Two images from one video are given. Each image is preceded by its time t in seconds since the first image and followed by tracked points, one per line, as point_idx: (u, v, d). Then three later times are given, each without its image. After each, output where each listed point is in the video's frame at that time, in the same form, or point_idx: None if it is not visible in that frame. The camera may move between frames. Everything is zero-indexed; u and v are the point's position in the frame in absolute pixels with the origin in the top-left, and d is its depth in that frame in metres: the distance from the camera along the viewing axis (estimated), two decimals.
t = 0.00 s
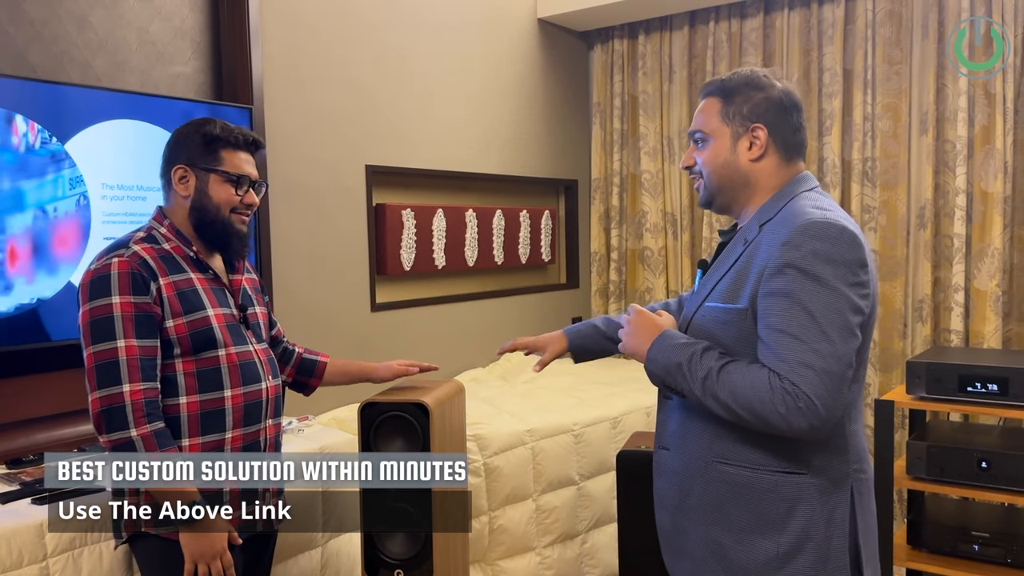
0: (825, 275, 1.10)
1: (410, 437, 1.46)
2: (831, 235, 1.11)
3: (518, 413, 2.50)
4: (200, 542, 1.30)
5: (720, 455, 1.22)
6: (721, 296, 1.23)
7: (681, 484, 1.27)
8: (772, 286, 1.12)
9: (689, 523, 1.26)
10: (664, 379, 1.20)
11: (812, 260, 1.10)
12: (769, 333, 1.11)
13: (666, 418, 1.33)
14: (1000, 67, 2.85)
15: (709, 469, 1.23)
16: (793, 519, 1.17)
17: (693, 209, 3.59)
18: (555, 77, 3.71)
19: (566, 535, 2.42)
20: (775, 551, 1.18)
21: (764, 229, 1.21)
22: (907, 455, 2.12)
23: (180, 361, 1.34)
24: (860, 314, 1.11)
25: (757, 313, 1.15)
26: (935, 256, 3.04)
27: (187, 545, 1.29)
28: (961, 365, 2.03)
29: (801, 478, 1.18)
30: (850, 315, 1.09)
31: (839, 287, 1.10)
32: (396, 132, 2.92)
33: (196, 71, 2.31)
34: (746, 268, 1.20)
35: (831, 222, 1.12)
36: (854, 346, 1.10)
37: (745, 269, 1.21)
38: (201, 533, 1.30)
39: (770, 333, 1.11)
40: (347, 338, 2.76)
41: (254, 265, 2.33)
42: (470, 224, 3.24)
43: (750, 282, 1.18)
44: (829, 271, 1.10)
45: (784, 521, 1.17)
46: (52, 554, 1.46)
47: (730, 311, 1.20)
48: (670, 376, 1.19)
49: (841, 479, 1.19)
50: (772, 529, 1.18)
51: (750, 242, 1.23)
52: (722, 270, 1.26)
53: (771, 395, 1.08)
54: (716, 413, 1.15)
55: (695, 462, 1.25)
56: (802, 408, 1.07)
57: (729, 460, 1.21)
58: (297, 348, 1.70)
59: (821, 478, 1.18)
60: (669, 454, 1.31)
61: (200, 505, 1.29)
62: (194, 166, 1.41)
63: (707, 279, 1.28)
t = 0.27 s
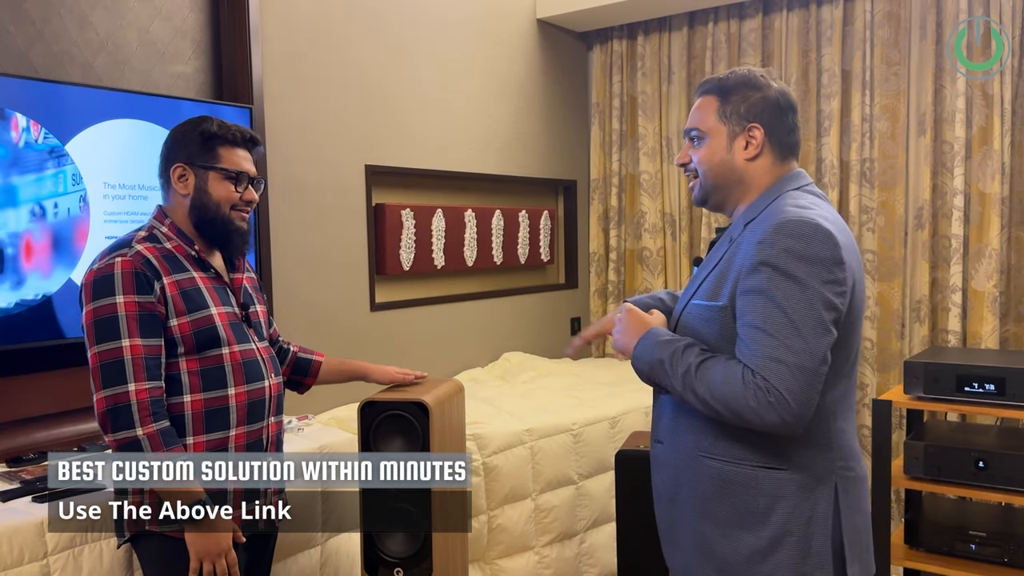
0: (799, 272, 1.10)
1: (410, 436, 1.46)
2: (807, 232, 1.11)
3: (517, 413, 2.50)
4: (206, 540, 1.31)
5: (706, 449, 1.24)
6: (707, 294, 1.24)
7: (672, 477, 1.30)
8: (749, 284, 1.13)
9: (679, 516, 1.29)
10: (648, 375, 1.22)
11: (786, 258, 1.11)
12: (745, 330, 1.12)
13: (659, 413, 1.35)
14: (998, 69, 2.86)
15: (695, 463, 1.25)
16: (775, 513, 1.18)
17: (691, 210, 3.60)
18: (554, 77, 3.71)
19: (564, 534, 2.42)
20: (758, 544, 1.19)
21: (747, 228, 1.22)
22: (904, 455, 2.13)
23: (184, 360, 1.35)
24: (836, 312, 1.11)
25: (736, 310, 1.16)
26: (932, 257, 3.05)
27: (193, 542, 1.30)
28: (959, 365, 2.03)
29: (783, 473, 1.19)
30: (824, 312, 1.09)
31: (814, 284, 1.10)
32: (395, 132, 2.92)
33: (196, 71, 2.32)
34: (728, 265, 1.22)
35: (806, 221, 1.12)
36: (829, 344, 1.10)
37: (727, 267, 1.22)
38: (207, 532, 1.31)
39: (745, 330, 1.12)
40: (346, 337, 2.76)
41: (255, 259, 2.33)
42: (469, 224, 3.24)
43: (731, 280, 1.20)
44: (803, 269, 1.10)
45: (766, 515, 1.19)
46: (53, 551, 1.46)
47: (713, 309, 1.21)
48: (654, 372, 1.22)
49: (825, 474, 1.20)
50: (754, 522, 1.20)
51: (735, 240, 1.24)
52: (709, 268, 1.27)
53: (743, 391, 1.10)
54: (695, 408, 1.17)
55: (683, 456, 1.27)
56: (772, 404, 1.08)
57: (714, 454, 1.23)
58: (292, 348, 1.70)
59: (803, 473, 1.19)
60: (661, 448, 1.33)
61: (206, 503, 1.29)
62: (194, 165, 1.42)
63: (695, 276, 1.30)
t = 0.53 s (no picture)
0: (780, 274, 1.10)
1: (409, 435, 1.46)
2: (789, 234, 1.12)
3: (516, 413, 2.51)
4: (205, 539, 1.31)
5: (695, 449, 1.25)
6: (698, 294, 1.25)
7: (663, 476, 1.31)
8: (731, 285, 1.14)
9: (669, 514, 1.30)
10: (637, 375, 1.24)
11: (768, 260, 1.11)
12: (726, 331, 1.13)
13: (653, 412, 1.36)
14: (996, 71, 2.87)
15: (685, 462, 1.26)
16: (761, 513, 1.19)
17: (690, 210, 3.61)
18: (554, 78, 3.72)
19: (563, 533, 2.43)
20: (745, 543, 1.20)
21: (734, 229, 1.23)
22: (903, 455, 2.13)
23: (184, 359, 1.35)
24: (817, 313, 1.11)
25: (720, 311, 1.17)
26: (931, 257, 3.05)
27: (192, 541, 1.31)
28: (957, 365, 2.04)
29: (770, 473, 1.19)
30: (805, 313, 1.10)
31: (794, 286, 1.10)
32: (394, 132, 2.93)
33: (196, 70, 2.32)
34: (716, 266, 1.22)
35: (788, 223, 1.12)
36: (810, 345, 1.10)
37: (714, 268, 1.23)
38: (206, 531, 1.31)
39: (727, 331, 1.13)
40: (346, 337, 2.77)
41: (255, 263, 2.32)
42: (469, 224, 3.25)
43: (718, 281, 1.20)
44: (784, 271, 1.11)
45: (753, 514, 1.20)
46: (53, 550, 1.47)
47: (699, 309, 1.22)
48: (642, 372, 1.23)
49: (812, 475, 1.20)
50: (742, 521, 1.20)
51: (723, 241, 1.24)
52: (699, 268, 1.28)
53: (723, 391, 1.11)
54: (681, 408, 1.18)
55: (673, 454, 1.28)
56: (751, 404, 1.09)
57: (703, 453, 1.24)
58: (292, 348, 1.70)
59: (789, 473, 1.19)
60: (654, 446, 1.34)
61: (205, 501, 1.29)
62: (195, 164, 1.42)
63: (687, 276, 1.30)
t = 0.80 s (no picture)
0: (777, 276, 1.11)
1: (409, 434, 1.47)
2: (786, 236, 1.12)
3: (516, 412, 2.51)
4: (201, 539, 1.31)
5: (692, 448, 1.25)
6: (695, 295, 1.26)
7: (661, 475, 1.31)
8: (729, 287, 1.15)
9: (667, 513, 1.30)
10: (635, 376, 1.25)
11: (765, 262, 1.12)
12: (724, 333, 1.14)
13: (651, 412, 1.37)
14: (995, 72, 2.88)
15: (682, 461, 1.27)
16: (757, 512, 1.20)
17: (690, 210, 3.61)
18: (553, 77, 3.72)
19: (563, 533, 2.43)
20: (742, 543, 1.21)
21: (732, 230, 1.23)
22: (902, 454, 2.14)
23: (183, 359, 1.36)
24: (814, 316, 1.11)
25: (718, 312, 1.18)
26: (930, 257, 3.06)
27: (190, 540, 1.31)
28: (956, 365, 2.04)
29: (765, 474, 1.20)
30: (802, 316, 1.10)
31: (792, 288, 1.10)
32: (394, 132, 2.93)
33: (196, 70, 2.32)
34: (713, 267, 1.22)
35: (786, 225, 1.12)
36: (807, 347, 1.10)
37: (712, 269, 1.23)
38: (202, 531, 1.31)
39: (724, 333, 1.13)
40: (346, 336, 2.77)
41: (255, 258, 2.34)
42: (469, 224, 3.25)
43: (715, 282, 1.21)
44: (781, 273, 1.11)
45: (749, 514, 1.20)
46: (54, 549, 1.47)
47: (696, 310, 1.23)
48: (640, 372, 1.24)
49: (807, 475, 1.20)
50: (738, 521, 1.21)
51: (720, 242, 1.24)
52: (697, 269, 1.28)
53: (720, 393, 1.12)
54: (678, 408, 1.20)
55: (670, 454, 1.29)
56: (748, 407, 1.10)
57: (699, 453, 1.24)
58: (293, 347, 1.70)
59: (784, 474, 1.20)
60: (652, 445, 1.34)
61: (204, 500, 1.30)
62: (195, 163, 1.43)
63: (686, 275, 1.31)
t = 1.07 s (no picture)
0: (787, 278, 1.11)
1: (409, 434, 1.48)
2: (796, 238, 1.13)
3: (516, 412, 2.52)
4: (200, 539, 1.32)
5: (694, 449, 1.25)
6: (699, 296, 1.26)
7: (661, 475, 1.31)
8: (737, 288, 1.15)
9: (667, 513, 1.30)
10: (640, 376, 1.24)
11: (775, 265, 1.12)
12: (734, 334, 1.14)
13: (651, 412, 1.37)
14: (995, 73, 2.88)
15: (683, 462, 1.27)
16: (761, 513, 1.20)
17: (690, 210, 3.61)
18: (553, 78, 3.73)
19: (563, 532, 2.44)
20: (745, 543, 1.21)
21: (738, 231, 1.23)
22: (901, 454, 2.14)
23: (183, 359, 1.36)
24: (823, 317, 1.12)
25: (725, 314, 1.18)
26: (929, 258, 3.07)
27: (188, 540, 1.32)
28: (955, 365, 2.05)
29: (769, 474, 1.20)
30: (812, 318, 1.11)
31: (801, 290, 1.11)
32: (395, 132, 2.94)
33: (197, 71, 2.33)
34: (720, 268, 1.23)
35: (796, 227, 1.13)
36: (816, 349, 1.12)
37: (718, 270, 1.23)
38: (201, 531, 1.32)
39: (734, 334, 1.14)
40: (346, 336, 2.78)
41: (256, 258, 2.34)
42: (469, 224, 3.26)
43: (722, 283, 1.21)
44: (792, 275, 1.12)
45: (752, 514, 1.21)
46: (55, 548, 1.48)
47: (702, 311, 1.23)
48: (644, 373, 1.24)
49: (810, 476, 1.21)
50: (741, 521, 1.21)
51: (725, 243, 1.25)
52: (701, 269, 1.28)
53: (730, 395, 1.12)
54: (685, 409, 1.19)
55: (672, 454, 1.29)
56: (759, 408, 1.10)
57: (702, 454, 1.24)
58: (294, 347, 1.71)
59: (788, 474, 1.20)
60: (652, 445, 1.34)
61: (202, 500, 1.31)
62: (205, 164, 1.43)
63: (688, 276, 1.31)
